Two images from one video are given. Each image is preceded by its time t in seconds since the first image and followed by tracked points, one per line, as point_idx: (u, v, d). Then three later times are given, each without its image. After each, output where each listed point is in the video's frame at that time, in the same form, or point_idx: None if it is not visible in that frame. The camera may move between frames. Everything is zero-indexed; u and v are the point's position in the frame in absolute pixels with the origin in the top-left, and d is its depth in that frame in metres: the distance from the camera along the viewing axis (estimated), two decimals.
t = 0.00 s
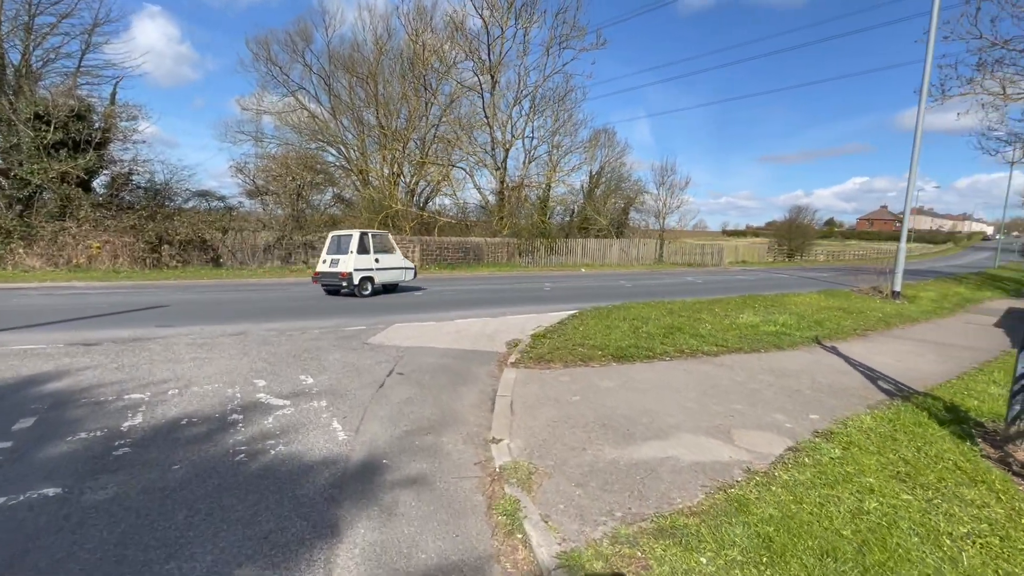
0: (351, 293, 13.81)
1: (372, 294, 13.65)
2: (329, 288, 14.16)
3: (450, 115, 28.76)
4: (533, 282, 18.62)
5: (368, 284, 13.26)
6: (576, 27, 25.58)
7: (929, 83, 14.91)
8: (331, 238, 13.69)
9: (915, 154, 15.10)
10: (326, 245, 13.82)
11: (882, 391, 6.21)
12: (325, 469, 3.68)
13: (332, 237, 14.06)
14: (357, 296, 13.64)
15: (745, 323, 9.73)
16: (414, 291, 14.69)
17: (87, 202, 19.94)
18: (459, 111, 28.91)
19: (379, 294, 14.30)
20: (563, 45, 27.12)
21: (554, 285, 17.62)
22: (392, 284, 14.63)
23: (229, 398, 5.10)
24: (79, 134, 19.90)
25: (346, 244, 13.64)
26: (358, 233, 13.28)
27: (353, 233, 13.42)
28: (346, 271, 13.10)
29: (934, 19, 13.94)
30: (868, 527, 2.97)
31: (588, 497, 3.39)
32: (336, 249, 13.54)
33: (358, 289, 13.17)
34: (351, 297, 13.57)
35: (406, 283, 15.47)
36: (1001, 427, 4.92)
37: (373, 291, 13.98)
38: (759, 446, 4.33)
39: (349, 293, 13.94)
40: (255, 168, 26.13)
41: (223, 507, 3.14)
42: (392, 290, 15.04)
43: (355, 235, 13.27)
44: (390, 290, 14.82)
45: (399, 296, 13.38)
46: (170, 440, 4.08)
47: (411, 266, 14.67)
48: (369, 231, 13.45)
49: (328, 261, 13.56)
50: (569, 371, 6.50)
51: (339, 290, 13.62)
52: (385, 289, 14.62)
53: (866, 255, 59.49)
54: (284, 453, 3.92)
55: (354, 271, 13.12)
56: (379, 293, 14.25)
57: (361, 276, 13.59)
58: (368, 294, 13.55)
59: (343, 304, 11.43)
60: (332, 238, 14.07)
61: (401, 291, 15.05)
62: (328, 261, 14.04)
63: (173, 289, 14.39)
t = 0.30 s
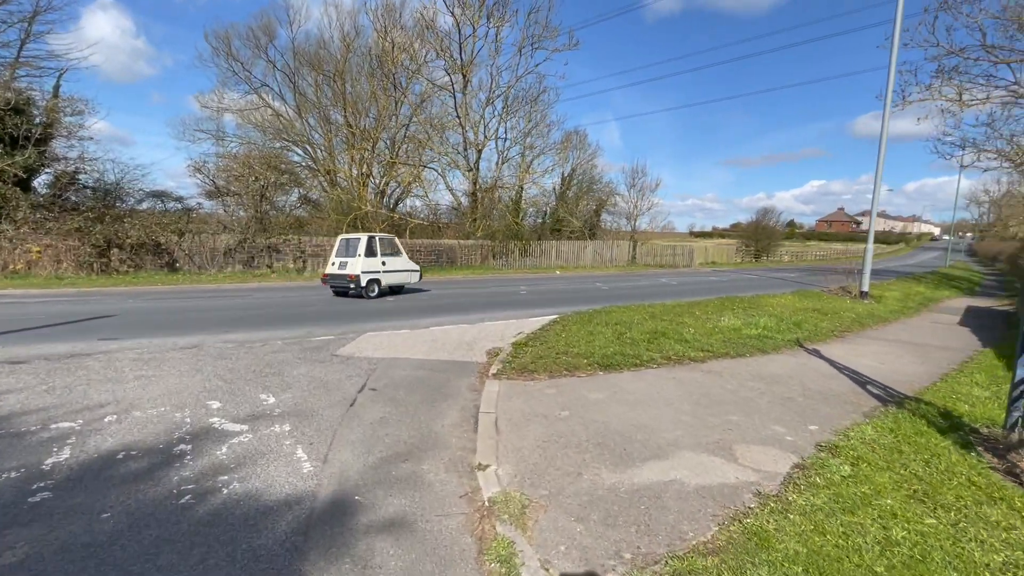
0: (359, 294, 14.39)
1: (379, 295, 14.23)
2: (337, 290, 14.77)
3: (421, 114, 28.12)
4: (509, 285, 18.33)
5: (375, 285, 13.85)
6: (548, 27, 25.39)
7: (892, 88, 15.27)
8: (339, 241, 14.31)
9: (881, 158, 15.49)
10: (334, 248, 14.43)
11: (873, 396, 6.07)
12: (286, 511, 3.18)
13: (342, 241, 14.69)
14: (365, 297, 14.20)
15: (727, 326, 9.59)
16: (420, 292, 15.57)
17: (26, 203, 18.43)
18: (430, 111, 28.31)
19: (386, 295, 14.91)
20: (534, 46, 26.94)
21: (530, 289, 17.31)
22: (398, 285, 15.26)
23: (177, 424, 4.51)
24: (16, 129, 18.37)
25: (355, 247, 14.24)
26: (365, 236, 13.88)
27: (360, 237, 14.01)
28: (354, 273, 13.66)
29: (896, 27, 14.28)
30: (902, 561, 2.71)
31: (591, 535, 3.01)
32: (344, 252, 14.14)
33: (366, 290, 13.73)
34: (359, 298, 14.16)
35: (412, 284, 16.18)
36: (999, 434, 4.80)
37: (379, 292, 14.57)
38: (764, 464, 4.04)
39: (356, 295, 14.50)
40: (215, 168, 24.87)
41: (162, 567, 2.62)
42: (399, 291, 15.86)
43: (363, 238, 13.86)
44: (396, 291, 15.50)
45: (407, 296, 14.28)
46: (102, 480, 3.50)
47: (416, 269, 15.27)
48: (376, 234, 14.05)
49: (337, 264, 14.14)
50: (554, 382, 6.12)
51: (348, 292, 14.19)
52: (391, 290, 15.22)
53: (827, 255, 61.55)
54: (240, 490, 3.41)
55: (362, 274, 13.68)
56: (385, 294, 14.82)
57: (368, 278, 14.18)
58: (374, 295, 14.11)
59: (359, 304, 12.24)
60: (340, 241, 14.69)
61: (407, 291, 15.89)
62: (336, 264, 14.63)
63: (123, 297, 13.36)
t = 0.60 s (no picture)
0: (369, 296, 15.05)
1: (388, 296, 14.89)
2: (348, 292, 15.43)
3: (392, 114, 27.49)
4: (487, 288, 18.05)
5: (384, 287, 14.50)
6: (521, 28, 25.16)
7: (858, 94, 15.70)
8: (351, 245, 15.02)
9: (848, 161, 15.90)
10: (345, 251, 15.13)
11: (861, 401, 5.99)
12: (245, 559, 2.76)
13: (353, 244, 15.40)
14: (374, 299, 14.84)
15: (709, 330, 9.49)
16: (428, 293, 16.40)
17: None
18: (401, 110, 27.70)
19: (394, 296, 15.59)
20: (507, 47, 26.78)
21: (507, 292, 17.06)
22: (406, 287, 15.93)
23: (121, 453, 4.00)
24: None
25: (365, 251, 14.92)
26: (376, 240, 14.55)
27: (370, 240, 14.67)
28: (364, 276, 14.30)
29: (861, 35, 14.68)
30: None
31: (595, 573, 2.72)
32: (355, 255, 14.82)
33: (375, 291, 14.37)
34: (368, 299, 14.81)
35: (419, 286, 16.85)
36: (990, 439, 4.74)
37: (388, 293, 15.23)
38: (767, 480, 3.84)
39: (366, 296, 15.14)
40: (173, 168, 23.63)
41: None
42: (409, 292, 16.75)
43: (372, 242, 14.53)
44: (404, 293, 16.20)
45: (417, 297, 15.14)
46: (28, 526, 3.01)
47: (423, 271, 15.92)
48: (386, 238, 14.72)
49: (347, 266, 14.82)
50: (540, 393, 5.82)
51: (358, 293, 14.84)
52: (399, 292, 15.91)
53: (790, 256, 63.57)
54: (195, 533, 2.99)
55: (371, 276, 14.31)
56: (394, 296, 15.48)
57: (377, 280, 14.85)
58: (383, 296, 14.74)
59: (374, 304, 13.02)
60: (351, 245, 15.40)
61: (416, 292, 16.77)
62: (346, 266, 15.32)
63: (71, 305, 12.42)
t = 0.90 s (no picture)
0: (379, 297, 15.88)
1: (396, 298, 15.66)
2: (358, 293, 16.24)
3: (363, 113, 26.81)
4: (464, 292, 17.75)
5: (394, 289, 15.31)
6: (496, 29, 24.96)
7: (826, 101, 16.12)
8: (362, 248, 15.77)
9: (817, 166, 16.30)
10: (357, 254, 15.91)
11: (847, 406, 5.98)
12: None
13: (364, 247, 16.15)
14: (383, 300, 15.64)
15: (691, 334, 9.44)
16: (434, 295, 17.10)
17: None
18: (372, 110, 27.04)
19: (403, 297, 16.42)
20: (481, 48, 26.56)
21: (485, 296, 16.82)
22: (414, 289, 16.74)
23: (61, 488, 3.53)
24: None
25: (375, 254, 15.69)
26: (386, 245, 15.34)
27: (380, 244, 15.46)
28: (375, 279, 15.15)
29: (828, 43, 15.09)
30: None
31: None
32: (366, 258, 15.62)
33: (385, 293, 15.17)
34: (379, 300, 15.61)
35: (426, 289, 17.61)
36: (979, 445, 4.73)
37: (397, 295, 16.04)
38: (771, 496, 3.68)
39: (376, 297, 15.93)
40: (128, 167, 22.36)
41: None
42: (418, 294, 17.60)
43: (383, 247, 15.33)
44: (413, 294, 17.01)
45: (424, 299, 15.85)
46: None
47: (429, 274, 16.68)
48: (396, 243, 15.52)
49: (358, 269, 15.61)
50: (526, 405, 5.57)
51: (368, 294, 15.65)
52: (407, 293, 16.71)
53: (757, 258, 65.28)
54: None
55: (381, 279, 15.15)
56: (402, 297, 16.27)
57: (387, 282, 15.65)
58: (393, 298, 15.55)
59: (390, 304, 13.99)
60: (362, 248, 16.16)
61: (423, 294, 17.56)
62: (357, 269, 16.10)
63: (14, 314, 11.52)
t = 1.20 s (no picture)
0: (388, 297, 16.41)
1: (405, 299, 16.22)
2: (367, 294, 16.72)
3: (333, 112, 26.04)
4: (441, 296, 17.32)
5: (403, 291, 15.80)
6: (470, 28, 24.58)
7: (797, 106, 16.42)
8: (371, 251, 16.24)
9: (790, 170, 16.57)
10: (365, 256, 16.39)
11: (838, 412, 5.86)
12: None
13: (372, 250, 16.61)
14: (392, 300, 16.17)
15: (674, 337, 9.29)
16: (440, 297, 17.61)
17: None
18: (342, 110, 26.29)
19: (411, 298, 16.96)
20: (455, 48, 26.21)
21: (462, 300, 16.43)
22: (421, 290, 17.28)
23: None
24: None
25: (384, 257, 16.18)
26: (396, 248, 15.85)
27: (389, 247, 15.95)
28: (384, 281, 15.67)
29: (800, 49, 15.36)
30: None
31: None
32: (375, 260, 16.11)
33: (395, 295, 15.73)
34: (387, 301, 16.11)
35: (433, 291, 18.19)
36: (975, 451, 4.63)
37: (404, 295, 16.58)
38: (778, 514, 3.46)
39: (384, 298, 16.45)
40: (79, 165, 21.06)
41: None
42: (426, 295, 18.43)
43: (393, 249, 15.84)
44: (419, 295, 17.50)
45: (431, 300, 16.37)
46: None
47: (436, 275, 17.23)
48: (405, 246, 16.03)
49: (367, 271, 16.09)
50: (511, 418, 5.24)
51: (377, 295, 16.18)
52: (414, 294, 17.19)
53: (727, 260, 66.67)
54: None
55: (391, 281, 15.67)
56: (410, 298, 16.83)
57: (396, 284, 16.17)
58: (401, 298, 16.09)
59: (409, 304, 14.90)
60: (370, 251, 16.63)
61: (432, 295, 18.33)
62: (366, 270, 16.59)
63: None
